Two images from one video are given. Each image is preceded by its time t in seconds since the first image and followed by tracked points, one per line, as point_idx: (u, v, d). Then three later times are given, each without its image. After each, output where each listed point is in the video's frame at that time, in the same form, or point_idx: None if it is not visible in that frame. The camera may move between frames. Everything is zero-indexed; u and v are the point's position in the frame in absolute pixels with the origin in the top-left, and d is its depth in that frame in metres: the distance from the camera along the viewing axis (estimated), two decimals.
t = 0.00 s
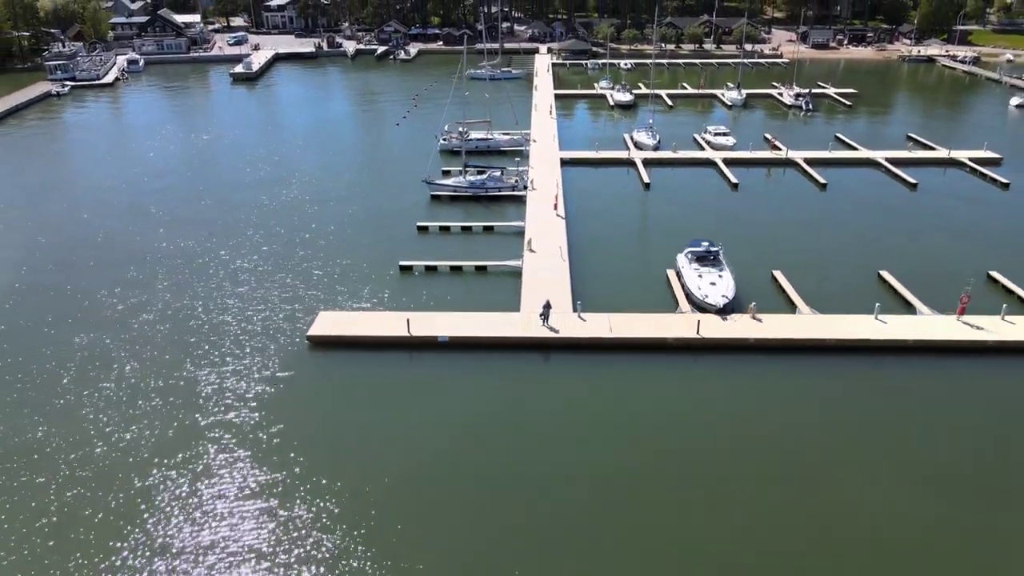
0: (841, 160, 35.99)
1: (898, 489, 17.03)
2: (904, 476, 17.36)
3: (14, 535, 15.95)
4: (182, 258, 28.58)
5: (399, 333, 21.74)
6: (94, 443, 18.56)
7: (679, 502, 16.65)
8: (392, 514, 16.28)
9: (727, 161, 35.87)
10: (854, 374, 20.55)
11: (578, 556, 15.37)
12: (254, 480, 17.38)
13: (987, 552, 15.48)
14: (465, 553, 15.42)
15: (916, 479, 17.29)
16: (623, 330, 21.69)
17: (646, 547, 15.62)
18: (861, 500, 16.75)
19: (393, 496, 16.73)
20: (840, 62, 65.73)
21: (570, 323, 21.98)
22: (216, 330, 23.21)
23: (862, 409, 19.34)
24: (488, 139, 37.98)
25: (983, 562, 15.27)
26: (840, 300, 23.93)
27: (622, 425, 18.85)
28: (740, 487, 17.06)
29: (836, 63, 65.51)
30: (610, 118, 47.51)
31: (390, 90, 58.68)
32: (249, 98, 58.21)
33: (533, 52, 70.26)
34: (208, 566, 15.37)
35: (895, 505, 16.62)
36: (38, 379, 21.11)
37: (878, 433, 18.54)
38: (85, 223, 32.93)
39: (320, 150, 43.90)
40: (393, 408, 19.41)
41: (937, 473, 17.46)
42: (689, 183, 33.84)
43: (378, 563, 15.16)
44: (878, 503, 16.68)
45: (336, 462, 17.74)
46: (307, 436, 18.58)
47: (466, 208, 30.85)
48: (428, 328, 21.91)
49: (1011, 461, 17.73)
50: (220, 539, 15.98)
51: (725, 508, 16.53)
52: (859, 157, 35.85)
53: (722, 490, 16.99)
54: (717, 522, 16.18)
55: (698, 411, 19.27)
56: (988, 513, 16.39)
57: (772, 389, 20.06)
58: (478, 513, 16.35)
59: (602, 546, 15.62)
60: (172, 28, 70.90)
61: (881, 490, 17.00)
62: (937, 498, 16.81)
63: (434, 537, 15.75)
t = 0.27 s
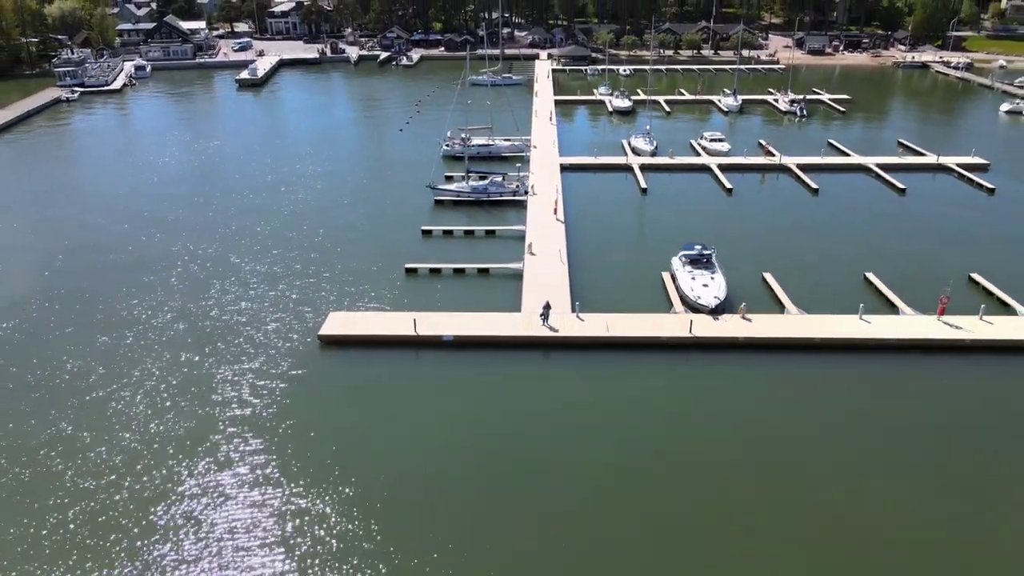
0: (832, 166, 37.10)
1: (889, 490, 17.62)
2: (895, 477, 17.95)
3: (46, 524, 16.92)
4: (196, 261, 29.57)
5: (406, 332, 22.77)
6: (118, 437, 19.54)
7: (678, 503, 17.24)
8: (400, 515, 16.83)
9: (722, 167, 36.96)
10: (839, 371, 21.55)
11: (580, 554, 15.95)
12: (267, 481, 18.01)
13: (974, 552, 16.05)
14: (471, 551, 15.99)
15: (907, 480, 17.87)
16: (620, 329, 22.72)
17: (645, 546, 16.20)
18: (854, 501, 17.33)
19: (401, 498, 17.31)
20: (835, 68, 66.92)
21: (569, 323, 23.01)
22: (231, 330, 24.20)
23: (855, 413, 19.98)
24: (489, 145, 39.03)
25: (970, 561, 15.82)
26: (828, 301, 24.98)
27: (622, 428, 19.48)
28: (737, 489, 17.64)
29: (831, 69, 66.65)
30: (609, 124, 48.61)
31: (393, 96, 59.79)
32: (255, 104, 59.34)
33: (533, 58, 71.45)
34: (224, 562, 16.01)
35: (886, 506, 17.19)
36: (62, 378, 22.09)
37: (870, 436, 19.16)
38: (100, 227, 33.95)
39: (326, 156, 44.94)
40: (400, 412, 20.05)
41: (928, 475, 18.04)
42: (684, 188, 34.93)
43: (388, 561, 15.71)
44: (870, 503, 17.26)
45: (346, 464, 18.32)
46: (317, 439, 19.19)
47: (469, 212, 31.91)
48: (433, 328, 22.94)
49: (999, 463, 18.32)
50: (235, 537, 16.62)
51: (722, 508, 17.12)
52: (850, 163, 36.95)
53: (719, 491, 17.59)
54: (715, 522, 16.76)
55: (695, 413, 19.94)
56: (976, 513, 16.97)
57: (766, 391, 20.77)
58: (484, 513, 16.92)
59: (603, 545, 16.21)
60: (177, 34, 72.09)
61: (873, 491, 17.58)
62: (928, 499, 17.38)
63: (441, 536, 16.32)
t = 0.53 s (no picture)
0: (823, 173, 38.38)
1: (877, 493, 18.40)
2: (883, 482, 18.74)
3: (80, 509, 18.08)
4: (209, 264, 30.74)
5: (413, 332, 23.99)
6: (144, 429, 20.73)
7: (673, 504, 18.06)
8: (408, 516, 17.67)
9: (716, 173, 38.24)
10: (823, 367, 22.76)
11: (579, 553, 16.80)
12: (281, 480, 18.87)
13: (950, 545, 17.06)
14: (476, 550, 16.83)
15: (893, 484, 18.68)
16: (616, 328, 23.95)
17: (642, 545, 17.04)
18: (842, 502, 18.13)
19: (410, 493, 18.28)
20: (829, 75, 68.27)
21: (568, 322, 24.22)
22: (247, 330, 25.38)
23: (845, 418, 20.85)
24: (491, 152, 40.27)
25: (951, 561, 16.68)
26: (814, 302, 26.22)
27: (621, 431, 20.37)
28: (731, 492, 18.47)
29: (826, 76, 67.97)
30: (607, 130, 49.88)
31: (396, 103, 61.10)
32: (261, 110, 60.63)
33: (533, 65, 72.81)
34: (241, 557, 16.86)
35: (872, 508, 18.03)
36: (87, 375, 23.25)
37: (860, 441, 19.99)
38: (116, 231, 35.16)
39: (331, 161, 46.16)
40: (408, 416, 20.91)
41: (912, 478, 18.88)
42: (680, 194, 36.19)
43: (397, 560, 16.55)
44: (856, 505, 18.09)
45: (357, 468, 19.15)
46: (329, 442, 20.01)
47: (472, 217, 33.16)
48: (439, 327, 24.15)
49: (979, 467, 19.19)
50: (252, 533, 17.49)
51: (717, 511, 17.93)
52: (840, 170, 38.22)
53: (711, 487, 18.59)
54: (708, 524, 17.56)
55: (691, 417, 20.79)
56: (953, 509, 17.99)
57: (758, 395, 21.69)
58: (488, 515, 17.74)
59: (601, 544, 17.04)
60: (184, 41, 73.45)
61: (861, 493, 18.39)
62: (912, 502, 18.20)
63: (448, 537, 17.12)
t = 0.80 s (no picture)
0: (815, 178, 39.50)
1: (867, 487, 19.23)
2: (873, 476, 19.55)
3: (110, 497, 19.08)
4: (220, 266, 31.79)
5: (419, 331, 25.07)
6: (168, 423, 21.73)
7: (676, 502, 18.76)
8: (421, 513, 18.34)
9: (711, 179, 39.36)
10: (810, 364, 23.85)
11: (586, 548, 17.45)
12: (298, 479, 19.59)
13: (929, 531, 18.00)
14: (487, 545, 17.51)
15: (883, 479, 19.49)
16: (612, 328, 25.04)
17: (646, 540, 17.69)
18: (832, 495, 18.95)
19: (417, 483, 19.26)
20: (825, 81, 69.44)
21: (567, 322, 25.32)
22: (258, 329, 26.40)
23: (840, 419, 21.60)
24: (493, 157, 41.40)
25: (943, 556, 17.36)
26: (803, 303, 27.31)
27: (625, 431, 21.10)
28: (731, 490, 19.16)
29: (821, 82, 69.13)
30: (606, 135, 51.01)
31: (399, 108, 62.25)
32: (266, 115, 61.78)
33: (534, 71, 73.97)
34: (262, 550, 17.60)
35: (867, 506, 18.72)
36: (106, 371, 24.25)
37: (856, 442, 20.70)
38: (128, 233, 36.21)
39: (336, 166, 47.24)
40: (418, 417, 21.65)
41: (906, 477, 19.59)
42: (676, 199, 37.29)
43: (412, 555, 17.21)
44: (846, 498, 18.92)
45: (370, 467, 19.84)
46: (343, 442, 20.76)
47: (474, 221, 34.26)
48: (444, 326, 25.23)
49: (970, 467, 19.93)
50: (271, 528, 18.19)
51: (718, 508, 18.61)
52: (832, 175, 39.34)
53: (703, 477, 19.55)
54: (710, 520, 18.25)
55: (691, 418, 21.56)
56: (932, 497, 18.96)
57: (756, 396, 22.49)
58: (498, 512, 18.40)
59: (598, 529, 18.00)
60: (190, 48, 74.66)
61: (851, 487, 19.21)
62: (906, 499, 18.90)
63: (457, 528, 17.91)
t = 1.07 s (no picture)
0: (806, 183, 40.88)
1: (848, 474, 20.43)
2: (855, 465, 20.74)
3: (140, 484, 20.35)
4: (233, 268, 33.06)
5: (425, 329, 26.40)
6: (190, 416, 22.98)
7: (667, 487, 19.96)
8: (428, 518, 18.89)
9: (705, 184, 40.74)
10: (796, 361, 25.19)
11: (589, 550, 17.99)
12: (308, 483, 20.23)
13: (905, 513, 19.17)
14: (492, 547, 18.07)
15: (863, 466, 20.69)
16: (609, 327, 26.40)
17: (647, 543, 18.26)
18: (815, 482, 20.14)
19: (424, 471, 20.49)
20: (820, 87, 70.87)
21: (566, 322, 26.67)
22: (273, 328, 27.64)
23: (835, 425, 22.24)
24: (495, 164, 42.72)
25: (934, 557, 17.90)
26: (792, 303, 28.64)
27: (625, 437, 21.75)
28: (729, 494, 19.72)
29: (816, 88, 70.52)
30: (605, 141, 52.36)
31: (403, 115, 63.61)
32: (272, 122, 63.14)
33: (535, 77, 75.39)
34: (280, 532, 18.78)
35: (861, 508, 19.29)
36: (129, 367, 25.48)
37: (851, 446, 21.33)
38: (143, 236, 37.41)
39: (342, 172, 48.50)
40: (424, 424, 22.30)
41: (899, 481, 20.19)
42: (672, 204, 38.66)
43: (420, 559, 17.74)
44: (829, 484, 20.09)
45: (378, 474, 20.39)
46: (354, 433, 22.01)
47: (477, 225, 35.60)
48: (449, 325, 26.56)
49: (961, 471, 20.57)
50: (287, 518, 19.22)
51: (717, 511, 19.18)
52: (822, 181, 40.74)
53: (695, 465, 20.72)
54: (700, 502, 19.44)
55: (683, 411, 22.83)
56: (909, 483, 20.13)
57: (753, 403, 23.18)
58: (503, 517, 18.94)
59: (595, 511, 19.18)
60: (197, 55, 76.07)
61: (833, 474, 20.42)
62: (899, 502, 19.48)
63: (462, 511, 19.09)
